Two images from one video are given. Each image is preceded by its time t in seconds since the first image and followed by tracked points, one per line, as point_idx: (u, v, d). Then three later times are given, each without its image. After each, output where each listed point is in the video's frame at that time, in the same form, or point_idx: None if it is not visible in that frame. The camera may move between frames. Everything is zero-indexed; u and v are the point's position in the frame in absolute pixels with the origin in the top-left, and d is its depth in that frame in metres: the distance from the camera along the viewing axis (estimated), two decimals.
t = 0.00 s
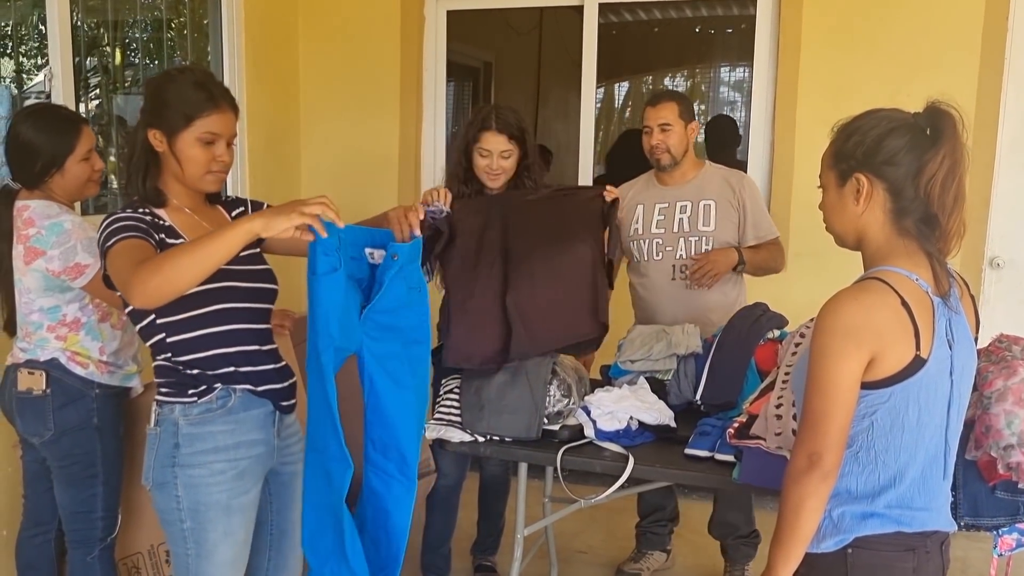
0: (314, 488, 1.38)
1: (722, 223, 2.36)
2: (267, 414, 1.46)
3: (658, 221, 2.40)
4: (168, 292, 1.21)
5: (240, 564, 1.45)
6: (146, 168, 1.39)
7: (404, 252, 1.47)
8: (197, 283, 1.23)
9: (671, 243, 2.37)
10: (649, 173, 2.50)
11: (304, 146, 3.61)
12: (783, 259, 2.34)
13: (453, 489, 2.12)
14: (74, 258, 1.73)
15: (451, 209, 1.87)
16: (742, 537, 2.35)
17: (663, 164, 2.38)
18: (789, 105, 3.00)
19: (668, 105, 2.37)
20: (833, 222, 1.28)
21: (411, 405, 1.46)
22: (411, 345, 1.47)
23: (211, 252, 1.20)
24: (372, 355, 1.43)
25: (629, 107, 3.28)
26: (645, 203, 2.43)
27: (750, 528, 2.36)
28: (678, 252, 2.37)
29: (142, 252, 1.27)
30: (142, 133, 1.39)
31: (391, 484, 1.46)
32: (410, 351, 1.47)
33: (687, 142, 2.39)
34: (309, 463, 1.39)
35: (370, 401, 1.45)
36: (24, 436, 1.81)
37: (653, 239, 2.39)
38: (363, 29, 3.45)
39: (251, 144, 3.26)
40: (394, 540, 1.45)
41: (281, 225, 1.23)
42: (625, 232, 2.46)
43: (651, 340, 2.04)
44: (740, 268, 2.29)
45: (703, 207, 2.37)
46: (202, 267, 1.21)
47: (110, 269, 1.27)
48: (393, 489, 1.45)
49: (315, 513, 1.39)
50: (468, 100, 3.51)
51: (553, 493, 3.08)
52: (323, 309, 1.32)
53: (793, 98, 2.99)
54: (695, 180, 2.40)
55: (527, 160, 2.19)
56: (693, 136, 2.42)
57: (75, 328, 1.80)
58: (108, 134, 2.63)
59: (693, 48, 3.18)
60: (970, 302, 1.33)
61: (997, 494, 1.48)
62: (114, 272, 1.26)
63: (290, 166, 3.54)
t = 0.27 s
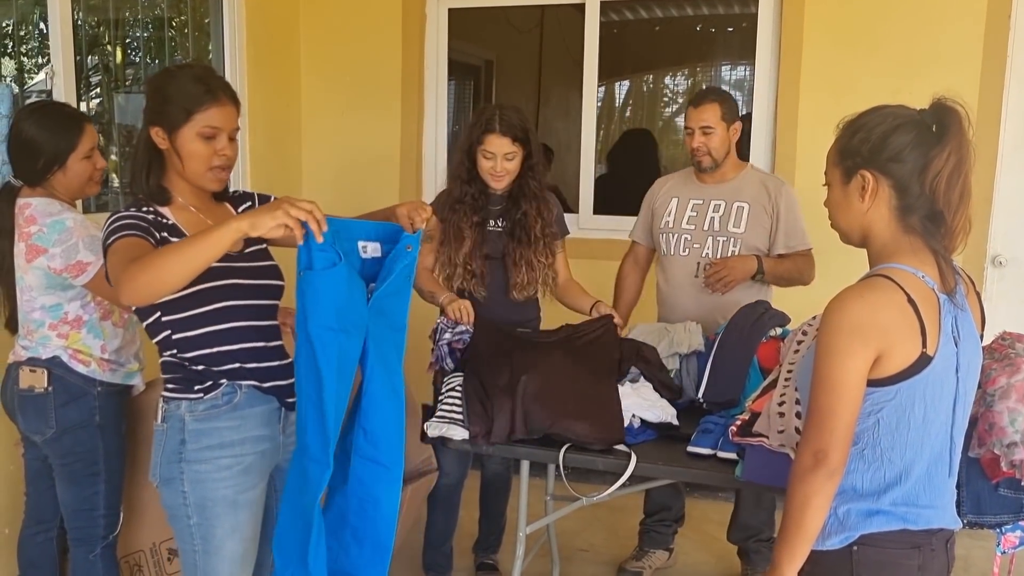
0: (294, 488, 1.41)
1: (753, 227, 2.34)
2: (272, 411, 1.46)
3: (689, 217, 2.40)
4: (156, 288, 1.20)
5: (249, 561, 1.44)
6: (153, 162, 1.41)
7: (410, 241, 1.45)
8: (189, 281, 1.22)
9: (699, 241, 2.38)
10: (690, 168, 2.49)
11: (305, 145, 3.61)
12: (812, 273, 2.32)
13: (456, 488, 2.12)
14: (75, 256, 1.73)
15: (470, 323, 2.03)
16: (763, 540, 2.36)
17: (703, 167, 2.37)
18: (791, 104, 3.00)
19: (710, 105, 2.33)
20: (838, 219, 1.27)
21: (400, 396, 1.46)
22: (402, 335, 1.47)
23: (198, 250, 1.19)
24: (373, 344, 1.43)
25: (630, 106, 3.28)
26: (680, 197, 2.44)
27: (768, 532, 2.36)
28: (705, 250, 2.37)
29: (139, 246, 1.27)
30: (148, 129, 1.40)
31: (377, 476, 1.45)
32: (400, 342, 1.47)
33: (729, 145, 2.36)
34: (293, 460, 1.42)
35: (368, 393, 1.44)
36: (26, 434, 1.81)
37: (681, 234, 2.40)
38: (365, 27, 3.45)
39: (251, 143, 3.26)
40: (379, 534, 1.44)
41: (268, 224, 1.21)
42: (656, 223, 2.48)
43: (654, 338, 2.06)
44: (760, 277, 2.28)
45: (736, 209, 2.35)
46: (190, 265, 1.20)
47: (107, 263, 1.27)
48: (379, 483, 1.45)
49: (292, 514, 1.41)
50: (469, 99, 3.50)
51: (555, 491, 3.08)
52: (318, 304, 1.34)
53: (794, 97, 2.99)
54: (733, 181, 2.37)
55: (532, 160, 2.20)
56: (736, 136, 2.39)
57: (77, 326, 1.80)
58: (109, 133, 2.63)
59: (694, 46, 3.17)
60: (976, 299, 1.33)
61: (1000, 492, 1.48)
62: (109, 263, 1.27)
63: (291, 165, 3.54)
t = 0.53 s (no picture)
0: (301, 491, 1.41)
1: (792, 237, 2.33)
2: (277, 412, 1.46)
3: (727, 222, 2.39)
4: (137, 288, 1.21)
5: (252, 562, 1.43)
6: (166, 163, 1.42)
7: (395, 239, 1.48)
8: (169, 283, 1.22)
9: (736, 248, 2.37)
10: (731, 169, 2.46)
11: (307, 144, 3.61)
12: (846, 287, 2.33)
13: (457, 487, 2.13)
14: (76, 257, 1.75)
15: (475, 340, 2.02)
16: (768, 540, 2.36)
17: (744, 172, 2.34)
18: (793, 103, 2.99)
19: (757, 112, 2.30)
20: (841, 219, 1.27)
21: (405, 390, 1.47)
22: (395, 330, 1.49)
23: (178, 255, 1.20)
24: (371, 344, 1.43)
25: (631, 106, 3.28)
26: (719, 200, 2.42)
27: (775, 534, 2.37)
28: (742, 258, 2.36)
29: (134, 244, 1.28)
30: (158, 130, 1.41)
31: (389, 470, 1.46)
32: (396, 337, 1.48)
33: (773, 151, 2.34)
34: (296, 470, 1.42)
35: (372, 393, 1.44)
36: (28, 434, 1.81)
37: (719, 240, 2.39)
38: (367, 27, 3.45)
39: (252, 143, 3.26)
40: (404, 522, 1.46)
41: (248, 235, 1.20)
42: (693, 225, 2.47)
43: (655, 338, 2.07)
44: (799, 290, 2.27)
45: (776, 218, 2.33)
46: (170, 269, 1.20)
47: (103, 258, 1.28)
48: (393, 476, 1.46)
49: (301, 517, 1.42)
50: (470, 98, 3.49)
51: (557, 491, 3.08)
52: (312, 312, 1.33)
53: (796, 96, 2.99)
54: (775, 188, 2.35)
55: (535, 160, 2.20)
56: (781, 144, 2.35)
57: (78, 326, 1.80)
58: (110, 132, 2.63)
59: (695, 46, 3.17)
60: (980, 300, 1.33)
61: (1002, 492, 1.48)
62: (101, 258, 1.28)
63: (293, 164, 3.54)
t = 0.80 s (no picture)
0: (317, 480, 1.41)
1: (836, 238, 2.31)
2: (298, 412, 1.46)
3: (770, 222, 2.38)
4: (162, 295, 1.24)
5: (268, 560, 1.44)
6: (202, 162, 1.44)
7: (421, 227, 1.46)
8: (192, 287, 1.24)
9: (778, 247, 2.36)
10: (777, 165, 2.45)
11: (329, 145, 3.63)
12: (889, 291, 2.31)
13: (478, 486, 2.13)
14: (102, 257, 1.77)
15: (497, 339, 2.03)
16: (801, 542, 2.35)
17: (791, 167, 2.33)
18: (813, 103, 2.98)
19: (809, 107, 2.31)
20: (865, 217, 1.27)
21: (431, 381, 1.48)
22: (418, 319, 1.49)
23: (197, 259, 1.22)
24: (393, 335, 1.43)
25: (652, 105, 3.27)
26: (763, 198, 2.41)
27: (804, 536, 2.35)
28: (783, 258, 2.35)
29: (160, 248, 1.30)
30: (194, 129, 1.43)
31: (418, 462, 1.48)
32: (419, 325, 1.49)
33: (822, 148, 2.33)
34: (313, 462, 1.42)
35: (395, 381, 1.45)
36: (54, 431, 1.84)
37: (760, 239, 2.38)
38: (389, 29, 3.47)
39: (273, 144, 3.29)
40: (434, 521, 1.47)
41: (262, 231, 1.22)
42: (734, 222, 2.47)
43: (676, 338, 2.07)
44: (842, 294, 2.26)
45: (820, 219, 2.32)
46: (189, 274, 1.23)
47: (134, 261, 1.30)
48: (421, 467, 1.48)
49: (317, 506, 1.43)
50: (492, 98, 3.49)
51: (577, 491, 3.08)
52: (334, 302, 1.34)
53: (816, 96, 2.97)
54: (820, 188, 2.33)
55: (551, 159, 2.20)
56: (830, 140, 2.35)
57: (104, 325, 1.82)
58: (135, 133, 2.66)
59: (717, 45, 3.15)
60: (1006, 299, 1.32)
61: None
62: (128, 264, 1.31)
63: (314, 165, 3.56)
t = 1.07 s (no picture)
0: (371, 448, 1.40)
1: (916, 241, 2.25)
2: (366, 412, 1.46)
3: (847, 221, 2.32)
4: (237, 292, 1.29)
5: (333, 556, 1.45)
6: (284, 164, 1.48)
7: (459, 191, 1.43)
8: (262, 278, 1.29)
9: (855, 248, 2.31)
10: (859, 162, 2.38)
11: (396, 146, 3.68)
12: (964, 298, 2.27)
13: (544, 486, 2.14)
14: (179, 257, 1.80)
15: (555, 340, 2.05)
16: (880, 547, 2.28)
17: (874, 165, 2.26)
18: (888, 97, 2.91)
19: (899, 104, 2.23)
20: (941, 217, 1.22)
21: (489, 345, 1.43)
22: (477, 283, 1.42)
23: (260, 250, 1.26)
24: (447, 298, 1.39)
25: (721, 102, 3.23)
26: (841, 196, 2.36)
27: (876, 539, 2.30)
28: (860, 259, 2.30)
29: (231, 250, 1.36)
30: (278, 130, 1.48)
31: (482, 428, 1.44)
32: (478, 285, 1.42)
33: (909, 148, 2.24)
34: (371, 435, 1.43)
35: (452, 346, 1.42)
36: (132, 425, 1.90)
37: (836, 239, 2.34)
38: (455, 30, 3.51)
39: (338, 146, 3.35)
40: (499, 488, 1.45)
41: (311, 212, 1.24)
42: (810, 221, 2.42)
43: (744, 339, 2.04)
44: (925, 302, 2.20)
45: (901, 221, 2.26)
46: (256, 269, 1.27)
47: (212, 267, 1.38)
48: (483, 433, 1.44)
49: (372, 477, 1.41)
50: (558, 96, 3.51)
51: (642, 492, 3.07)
52: (382, 264, 1.32)
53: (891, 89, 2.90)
54: (901, 189, 2.27)
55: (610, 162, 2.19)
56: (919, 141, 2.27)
57: (180, 324, 1.87)
58: (209, 136, 2.74)
59: (787, 40, 3.10)
60: None
61: None
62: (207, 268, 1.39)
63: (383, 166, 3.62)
